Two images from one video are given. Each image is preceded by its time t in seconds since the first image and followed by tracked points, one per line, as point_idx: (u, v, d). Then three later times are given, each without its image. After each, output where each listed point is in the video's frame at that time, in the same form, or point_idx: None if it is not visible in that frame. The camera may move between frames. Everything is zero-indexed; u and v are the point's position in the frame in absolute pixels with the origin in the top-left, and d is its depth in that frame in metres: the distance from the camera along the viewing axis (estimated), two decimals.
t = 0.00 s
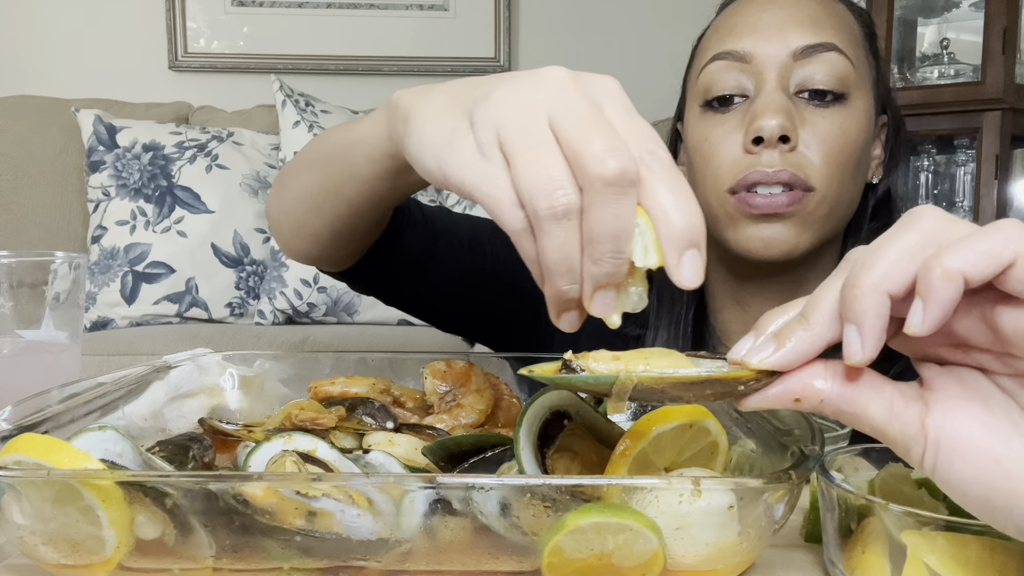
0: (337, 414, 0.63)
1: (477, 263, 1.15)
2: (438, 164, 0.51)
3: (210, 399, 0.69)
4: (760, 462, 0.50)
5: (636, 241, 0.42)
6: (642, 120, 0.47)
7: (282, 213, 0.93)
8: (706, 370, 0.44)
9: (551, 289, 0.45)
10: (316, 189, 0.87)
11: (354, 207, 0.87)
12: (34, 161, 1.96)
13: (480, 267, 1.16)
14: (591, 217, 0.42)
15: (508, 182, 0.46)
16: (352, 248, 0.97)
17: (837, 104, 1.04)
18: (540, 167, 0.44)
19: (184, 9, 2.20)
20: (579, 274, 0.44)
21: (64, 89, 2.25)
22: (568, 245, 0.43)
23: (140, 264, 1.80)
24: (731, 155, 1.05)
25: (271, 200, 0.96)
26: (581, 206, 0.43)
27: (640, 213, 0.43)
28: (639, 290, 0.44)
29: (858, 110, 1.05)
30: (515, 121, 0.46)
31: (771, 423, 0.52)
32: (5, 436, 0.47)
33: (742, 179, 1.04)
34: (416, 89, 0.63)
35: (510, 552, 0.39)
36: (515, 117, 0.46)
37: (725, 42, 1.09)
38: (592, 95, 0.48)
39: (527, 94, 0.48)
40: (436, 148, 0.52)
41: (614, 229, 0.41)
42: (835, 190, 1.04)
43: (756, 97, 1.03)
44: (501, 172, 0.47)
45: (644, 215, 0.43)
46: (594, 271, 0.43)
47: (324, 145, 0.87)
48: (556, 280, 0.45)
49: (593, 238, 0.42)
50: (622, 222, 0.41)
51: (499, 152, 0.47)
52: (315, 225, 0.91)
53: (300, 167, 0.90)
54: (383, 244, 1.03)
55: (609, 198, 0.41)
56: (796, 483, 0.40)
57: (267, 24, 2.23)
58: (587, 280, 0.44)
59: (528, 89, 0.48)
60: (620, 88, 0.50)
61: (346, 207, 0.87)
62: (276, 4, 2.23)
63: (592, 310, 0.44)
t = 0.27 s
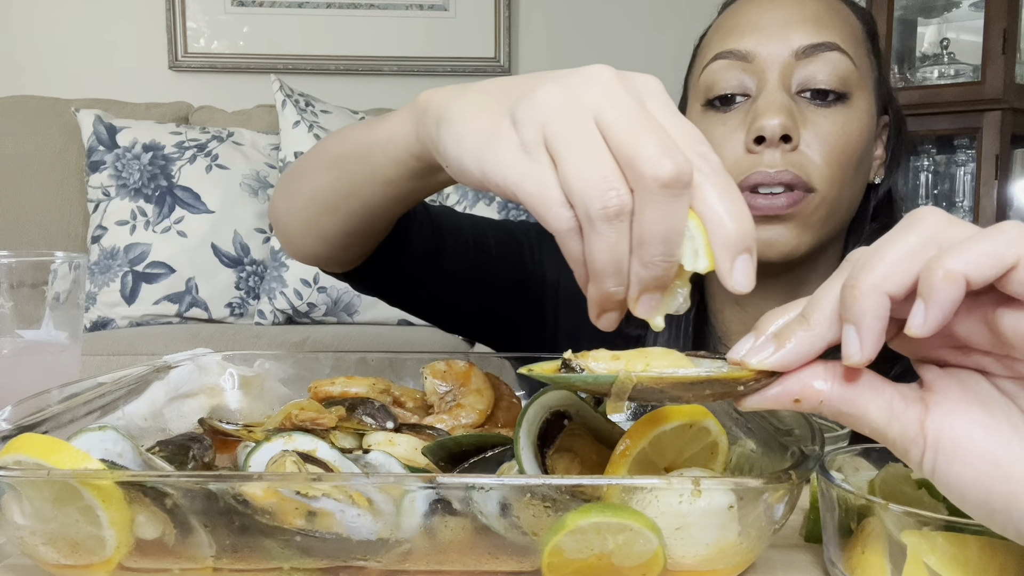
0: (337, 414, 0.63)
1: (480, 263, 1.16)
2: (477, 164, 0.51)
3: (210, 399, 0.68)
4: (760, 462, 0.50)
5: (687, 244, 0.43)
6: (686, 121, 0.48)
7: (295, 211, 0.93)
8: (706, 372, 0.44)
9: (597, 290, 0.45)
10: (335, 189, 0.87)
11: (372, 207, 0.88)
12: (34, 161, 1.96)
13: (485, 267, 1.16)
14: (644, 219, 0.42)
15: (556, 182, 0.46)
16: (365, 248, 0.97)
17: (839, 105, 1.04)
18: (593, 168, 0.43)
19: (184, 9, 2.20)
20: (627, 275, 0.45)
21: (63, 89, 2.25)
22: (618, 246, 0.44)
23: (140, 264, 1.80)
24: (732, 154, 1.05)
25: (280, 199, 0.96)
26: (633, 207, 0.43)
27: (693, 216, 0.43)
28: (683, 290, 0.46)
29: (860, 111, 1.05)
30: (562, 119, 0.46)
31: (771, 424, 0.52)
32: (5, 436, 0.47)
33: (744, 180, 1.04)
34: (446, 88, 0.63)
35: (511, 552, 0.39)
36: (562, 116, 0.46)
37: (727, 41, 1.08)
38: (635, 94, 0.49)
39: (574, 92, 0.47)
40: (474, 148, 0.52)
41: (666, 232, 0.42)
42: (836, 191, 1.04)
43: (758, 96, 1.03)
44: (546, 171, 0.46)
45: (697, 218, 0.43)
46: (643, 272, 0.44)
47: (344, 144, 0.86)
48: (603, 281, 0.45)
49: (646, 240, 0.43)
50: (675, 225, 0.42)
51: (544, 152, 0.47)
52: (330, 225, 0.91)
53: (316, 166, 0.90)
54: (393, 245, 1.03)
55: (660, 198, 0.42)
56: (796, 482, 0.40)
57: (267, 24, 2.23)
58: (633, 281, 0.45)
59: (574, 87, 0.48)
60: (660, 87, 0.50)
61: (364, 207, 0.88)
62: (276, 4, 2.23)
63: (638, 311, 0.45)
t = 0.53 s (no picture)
0: (338, 414, 0.63)
1: (478, 264, 1.15)
2: (440, 161, 0.51)
3: (210, 399, 0.68)
4: (759, 462, 0.50)
5: (635, 252, 0.41)
6: (647, 129, 0.47)
7: (286, 212, 0.93)
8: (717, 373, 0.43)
9: (544, 291, 0.44)
10: (321, 189, 0.87)
11: (359, 205, 0.87)
12: (34, 161, 1.96)
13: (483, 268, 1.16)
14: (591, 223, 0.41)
15: (510, 182, 0.45)
16: (355, 247, 0.97)
17: (842, 105, 1.03)
18: (544, 168, 0.43)
19: (184, 9, 2.20)
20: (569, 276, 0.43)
21: (63, 89, 2.25)
22: (566, 248, 0.42)
23: (140, 264, 1.80)
24: (733, 154, 1.05)
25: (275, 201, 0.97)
26: (583, 211, 0.41)
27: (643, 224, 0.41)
28: (630, 298, 0.44)
29: (862, 111, 1.05)
30: (520, 120, 0.46)
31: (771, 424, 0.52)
32: (5, 436, 0.47)
33: (744, 181, 1.04)
34: (421, 87, 0.63)
35: (511, 552, 0.39)
36: (523, 116, 0.46)
37: (730, 42, 1.08)
38: (597, 96, 0.48)
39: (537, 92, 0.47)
40: (437, 144, 0.51)
41: (612, 238, 0.41)
42: (839, 192, 1.04)
43: (760, 96, 1.03)
44: (502, 170, 0.46)
45: (644, 228, 0.41)
46: (588, 276, 0.42)
47: (329, 144, 0.86)
48: (549, 283, 0.43)
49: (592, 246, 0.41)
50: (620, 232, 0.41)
51: (501, 151, 0.46)
52: (320, 225, 0.91)
53: (302, 165, 0.90)
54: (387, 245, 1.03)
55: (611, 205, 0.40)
56: (795, 483, 0.40)
57: (267, 24, 2.23)
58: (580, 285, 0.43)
59: (538, 86, 0.48)
60: (624, 91, 0.50)
61: (349, 205, 0.87)
62: (276, 4, 2.23)
63: (582, 315, 0.43)
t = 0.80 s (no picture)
0: (338, 414, 0.63)
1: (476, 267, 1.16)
2: (427, 165, 0.51)
3: (210, 399, 0.68)
4: (759, 462, 0.49)
5: (627, 254, 0.42)
6: (630, 126, 0.47)
7: (280, 218, 0.93)
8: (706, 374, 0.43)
9: (535, 293, 0.44)
10: (314, 195, 0.87)
11: (352, 211, 0.87)
12: (34, 161, 1.96)
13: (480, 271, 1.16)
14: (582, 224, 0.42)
15: (497, 185, 0.45)
16: (350, 253, 0.97)
17: (839, 106, 1.04)
18: (532, 171, 0.43)
19: (184, 9, 2.20)
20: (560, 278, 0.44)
21: (63, 89, 2.25)
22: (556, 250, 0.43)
23: (140, 264, 1.80)
24: (732, 155, 1.05)
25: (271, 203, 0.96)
26: (572, 212, 0.42)
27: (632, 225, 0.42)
28: (621, 297, 0.44)
29: (860, 111, 1.05)
30: (506, 122, 0.46)
31: (772, 424, 0.52)
32: (5, 436, 0.47)
33: (743, 182, 1.04)
34: (409, 94, 0.63)
35: (511, 552, 0.39)
36: (508, 118, 0.46)
37: (728, 42, 1.08)
38: (580, 95, 0.48)
39: (523, 94, 0.47)
40: (425, 148, 0.51)
41: (604, 239, 0.41)
42: (835, 193, 1.04)
43: (758, 97, 1.03)
44: (489, 172, 0.46)
45: (635, 229, 0.42)
46: (580, 276, 0.43)
47: (321, 150, 0.86)
48: (541, 284, 0.44)
49: (585, 247, 0.42)
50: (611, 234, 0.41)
51: (487, 153, 0.46)
52: (314, 232, 0.91)
53: (295, 171, 0.90)
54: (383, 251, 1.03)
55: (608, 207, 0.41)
56: (795, 482, 0.40)
57: (267, 24, 2.23)
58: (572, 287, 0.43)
59: (522, 87, 0.47)
60: (608, 89, 0.50)
61: (342, 211, 0.87)
62: (276, 4, 2.23)
63: (575, 316, 0.43)
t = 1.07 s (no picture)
0: (338, 414, 0.63)
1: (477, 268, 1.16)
2: (465, 167, 0.50)
3: (210, 399, 0.68)
4: (759, 462, 0.49)
5: (671, 253, 0.43)
6: (669, 126, 0.47)
7: (290, 219, 0.93)
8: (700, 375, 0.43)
9: (579, 294, 0.45)
10: (328, 200, 0.87)
11: (366, 216, 0.88)
12: (34, 161, 1.96)
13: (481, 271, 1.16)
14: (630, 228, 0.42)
15: (541, 189, 0.45)
16: (356, 257, 0.97)
17: (839, 105, 1.04)
18: (578, 174, 0.43)
19: (184, 9, 2.20)
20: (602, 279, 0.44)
21: (63, 89, 2.25)
22: (602, 252, 0.44)
23: (140, 264, 1.80)
24: (732, 154, 1.05)
25: (274, 207, 0.97)
26: (619, 215, 0.42)
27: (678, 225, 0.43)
28: (664, 296, 0.45)
29: (860, 111, 1.05)
30: (550, 123, 0.45)
31: (772, 425, 0.52)
32: (5, 436, 0.47)
33: (744, 181, 1.04)
34: (433, 99, 0.62)
35: (511, 552, 0.39)
36: (551, 120, 0.45)
37: (729, 41, 1.08)
38: (620, 96, 0.48)
39: (564, 96, 0.47)
40: (462, 151, 0.51)
41: (651, 240, 0.42)
42: (835, 192, 1.04)
43: (759, 95, 1.03)
44: (532, 175, 0.46)
45: (681, 229, 0.43)
46: (627, 278, 0.43)
47: (336, 154, 0.86)
48: (585, 286, 0.45)
49: (630, 249, 0.43)
50: (658, 236, 0.42)
51: (530, 155, 0.46)
52: (320, 236, 0.91)
53: (311, 172, 0.90)
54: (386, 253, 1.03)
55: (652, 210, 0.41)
56: (795, 482, 0.40)
57: (267, 24, 2.23)
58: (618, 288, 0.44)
59: (562, 89, 0.47)
60: (644, 91, 0.50)
61: (357, 216, 0.87)
62: (276, 4, 2.23)
63: (619, 317, 0.44)
